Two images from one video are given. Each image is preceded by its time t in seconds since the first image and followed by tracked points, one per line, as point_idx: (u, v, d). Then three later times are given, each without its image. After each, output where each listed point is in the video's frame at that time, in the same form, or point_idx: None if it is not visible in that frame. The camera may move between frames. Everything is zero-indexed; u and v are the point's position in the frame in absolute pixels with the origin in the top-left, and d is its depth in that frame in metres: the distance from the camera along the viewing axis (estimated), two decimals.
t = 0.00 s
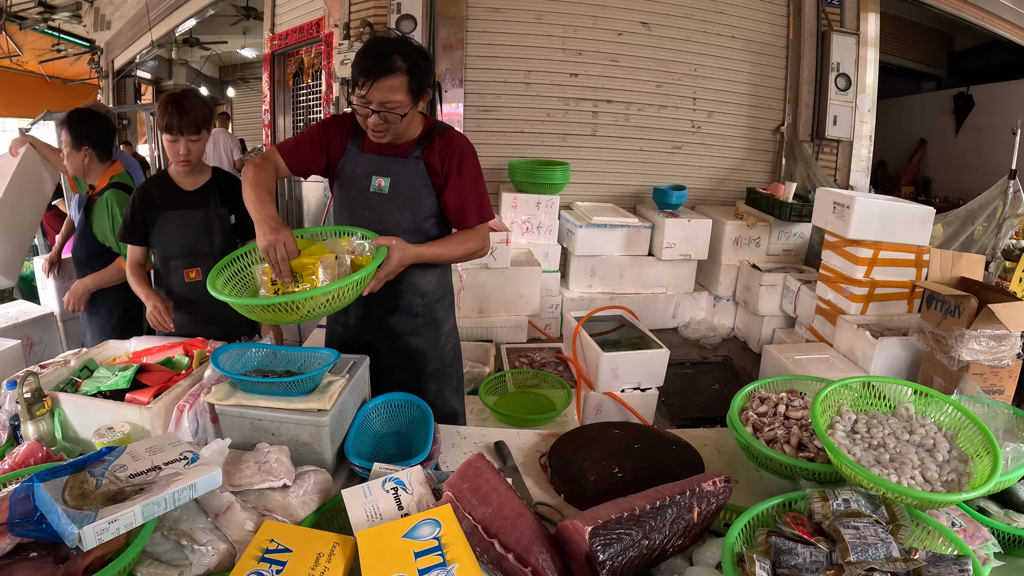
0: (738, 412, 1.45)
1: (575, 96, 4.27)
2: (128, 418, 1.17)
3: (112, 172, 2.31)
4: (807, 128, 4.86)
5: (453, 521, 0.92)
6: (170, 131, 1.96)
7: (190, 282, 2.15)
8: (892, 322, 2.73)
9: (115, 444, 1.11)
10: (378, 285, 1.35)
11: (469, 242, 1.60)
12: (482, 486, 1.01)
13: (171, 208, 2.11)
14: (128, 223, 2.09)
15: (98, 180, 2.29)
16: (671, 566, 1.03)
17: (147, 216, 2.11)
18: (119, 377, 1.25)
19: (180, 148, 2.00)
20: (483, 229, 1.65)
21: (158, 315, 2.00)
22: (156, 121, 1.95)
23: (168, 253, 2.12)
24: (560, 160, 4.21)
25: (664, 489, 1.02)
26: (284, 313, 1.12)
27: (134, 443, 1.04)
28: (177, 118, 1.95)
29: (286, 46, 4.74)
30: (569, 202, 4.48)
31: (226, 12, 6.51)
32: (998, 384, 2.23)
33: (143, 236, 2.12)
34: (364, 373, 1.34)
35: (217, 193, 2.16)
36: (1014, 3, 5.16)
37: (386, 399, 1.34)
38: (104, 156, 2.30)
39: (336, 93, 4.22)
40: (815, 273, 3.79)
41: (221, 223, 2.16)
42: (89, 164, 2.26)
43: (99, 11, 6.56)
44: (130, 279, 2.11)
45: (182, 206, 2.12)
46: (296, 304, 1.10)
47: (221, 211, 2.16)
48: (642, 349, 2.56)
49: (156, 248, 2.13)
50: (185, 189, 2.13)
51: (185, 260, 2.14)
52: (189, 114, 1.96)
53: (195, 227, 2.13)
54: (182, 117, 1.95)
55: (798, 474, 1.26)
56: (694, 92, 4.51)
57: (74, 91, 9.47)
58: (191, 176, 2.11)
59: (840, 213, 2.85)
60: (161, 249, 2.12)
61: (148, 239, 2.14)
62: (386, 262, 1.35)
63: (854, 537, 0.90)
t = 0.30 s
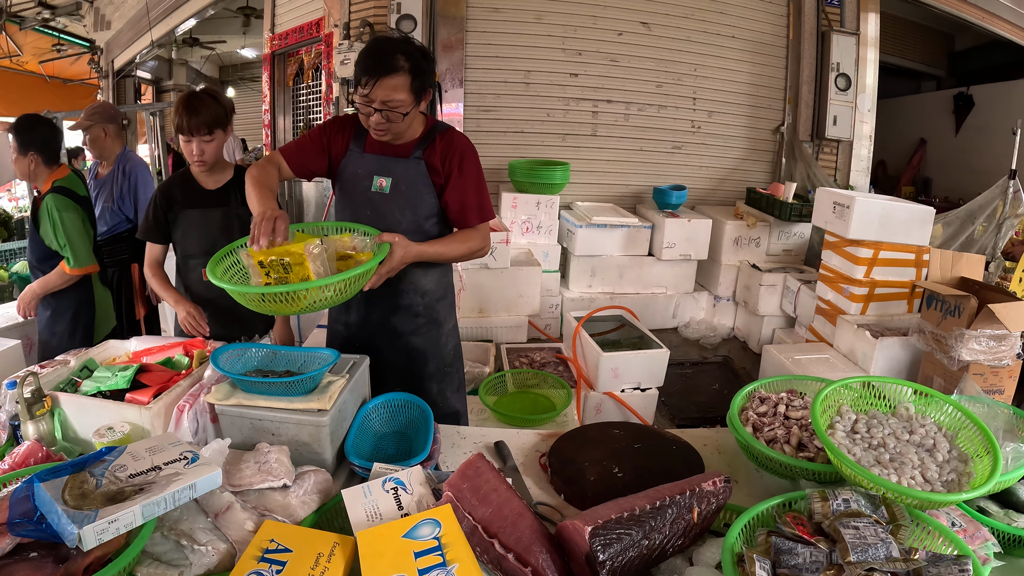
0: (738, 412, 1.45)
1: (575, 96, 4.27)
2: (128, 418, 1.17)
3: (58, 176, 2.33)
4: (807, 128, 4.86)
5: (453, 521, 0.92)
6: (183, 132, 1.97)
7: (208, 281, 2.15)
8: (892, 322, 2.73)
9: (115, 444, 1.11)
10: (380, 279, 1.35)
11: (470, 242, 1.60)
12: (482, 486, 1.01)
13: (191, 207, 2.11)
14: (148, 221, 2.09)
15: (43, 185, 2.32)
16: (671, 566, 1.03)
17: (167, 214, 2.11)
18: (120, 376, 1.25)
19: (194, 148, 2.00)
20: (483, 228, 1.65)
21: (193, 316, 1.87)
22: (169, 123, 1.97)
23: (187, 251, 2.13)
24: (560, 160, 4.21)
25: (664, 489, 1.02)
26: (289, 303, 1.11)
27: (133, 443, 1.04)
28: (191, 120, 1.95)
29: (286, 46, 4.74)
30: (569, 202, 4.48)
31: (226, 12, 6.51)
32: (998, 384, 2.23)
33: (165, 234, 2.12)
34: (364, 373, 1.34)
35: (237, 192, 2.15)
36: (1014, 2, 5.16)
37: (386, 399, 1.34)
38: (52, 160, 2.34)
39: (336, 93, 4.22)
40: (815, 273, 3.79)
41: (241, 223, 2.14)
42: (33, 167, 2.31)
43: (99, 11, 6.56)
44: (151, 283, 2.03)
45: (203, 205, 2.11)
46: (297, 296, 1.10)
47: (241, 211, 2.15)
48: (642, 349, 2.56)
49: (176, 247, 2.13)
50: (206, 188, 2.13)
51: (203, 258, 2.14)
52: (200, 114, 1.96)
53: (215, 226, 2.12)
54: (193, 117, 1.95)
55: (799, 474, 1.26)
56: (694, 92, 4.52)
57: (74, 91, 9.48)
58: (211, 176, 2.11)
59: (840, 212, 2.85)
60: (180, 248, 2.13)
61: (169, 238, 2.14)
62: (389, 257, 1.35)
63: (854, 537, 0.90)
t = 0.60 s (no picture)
0: (738, 412, 1.45)
1: (575, 96, 4.27)
2: (128, 418, 1.16)
3: (19, 180, 2.39)
4: (807, 128, 4.85)
5: (453, 521, 0.92)
6: (184, 130, 1.96)
7: (213, 279, 2.16)
8: (892, 322, 2.73)
9: (115, 444, 1.11)
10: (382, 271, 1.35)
11: (470, 241, 1.60)
12: (482, 486, 1.01)
13: (196, 205, 2.10)
14: (153, 221, 2.05)
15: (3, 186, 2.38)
16: (671, 566, 1.03)
17: (172, 212, 2.09)
18: (120, 376, 1.25)
19: (197, 144, 2.00)
20: (484, 227, 1.65)
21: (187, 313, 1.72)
22: (169, 121, 1.96)
23: (194, 250, 2.13)
24: (560, 160, 4.21)
25: (664, 489, 1.02)
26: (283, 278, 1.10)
27: (133, 443, 1.04)
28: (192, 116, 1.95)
29: (286, 47, 4.74)
30: (569, 202, 4.48)
31: (226, 12, 6.51)
32: (998, 384, 2.23)
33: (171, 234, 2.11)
34: (363, 373, 1.34)
35: (241, 190, 2.16)
36: (1014, 2, 5.16)
37: (386, 399, 1.34)
38: (14, 163, 2.39)
39: (336, 93, 4.23)
40: (815, 273, 3.78)
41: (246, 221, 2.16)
42: None
43: (99, 11, 6.56)
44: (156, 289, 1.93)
45: (208, 204, 2.11)
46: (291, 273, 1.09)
47: (245, 210, 2.17)
48: (642, 349, 2.56)
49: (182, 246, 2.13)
50: (209, 187, 2.12)
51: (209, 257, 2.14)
52: (202, 110, 1.96)
53: (221, 224, 2.12)
54: (195, 114, 1.96)
55: (798, 474, 1.26)
56: (694, 92, 4.52)
57: (74, 91, 9.48)
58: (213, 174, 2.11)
59: (840, 212, 2.85)
60: (186, 248, 2.13)
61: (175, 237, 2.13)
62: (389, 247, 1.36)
63: (854, 537, 0.90)
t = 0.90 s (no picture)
0: (738, 412, 1.45)
1: (575, 96, 4.27)
2: (128, 417, 1.16)
3: None
4: (807, 128, 4.85)
5: (453, 521, 0.92)
6: (173, 124, 1.97)
7: (203, 279, 2.18)
8: (892, 322, 2.73)
9: (115, 444, 1.11)
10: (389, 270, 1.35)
11: (472, 240, 1.60)
12: (482, 486, 1.02)
13: (183, 206, 2.10)
14: (138, 222, 2.03)
15: None
16: (671, 566, 1.03)
17: (157, 214, 2.08)
18: (119, 377, 1.25)
19: (186, 140, 2.00)
20: (486, 226, 1.65)
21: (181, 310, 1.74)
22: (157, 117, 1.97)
23: (182, 251, 2.13)
24: (560, 160, 4.21)
25: (664, 489, 1.02)
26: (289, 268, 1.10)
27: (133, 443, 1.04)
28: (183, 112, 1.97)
29: (286, 47, 4.74)
30: (569, 202, 4.48)
31: (226, 12, 6.51)
32: (998, 384, 2.23)
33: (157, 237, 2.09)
34: (364, 373, 1.34)
35: (227, 188, 2.17)
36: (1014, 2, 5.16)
37: (386, 399, 1.34)
38: None
39: (336, 93, 4.23)
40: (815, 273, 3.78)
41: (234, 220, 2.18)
42: None
43: (99, 11, 6.56)
44: (140, 288, 1.90)
45: (195, 204, 2.11)
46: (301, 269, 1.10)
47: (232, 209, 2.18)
48: (642, 349, 2.56)
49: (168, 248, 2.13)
50: (192, 187, 2.11)
51: (199, 257, 2.15)
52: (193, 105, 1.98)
53: (210, 223, 2.14)
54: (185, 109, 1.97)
55: (798, 474, 1.26)
56: (694, 92, 4.51)
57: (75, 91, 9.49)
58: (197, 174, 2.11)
59: (840, 212, 2.85)
60: (172, 249, 2.13)
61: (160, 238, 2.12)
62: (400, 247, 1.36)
63: (854, 537, 0.90)
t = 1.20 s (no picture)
0: (738, 412, 1.45)
1: (575, 96, 4.27)
2: (128, 417, 1.16)
3: None
4: (807, 128, 4.85)
5: (454, 521, 0.92)
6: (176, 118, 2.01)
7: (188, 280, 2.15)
8: (892, 322, 2.73)
9: (115, 444, 1.11)
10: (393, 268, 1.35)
11: (474, 240, 1.60)
12: (482, 486, 1.02)
13: (165, 208, 2.09)
14: (123, 225, 2.04)
15: None
16: (670, 566, 1.03)
17: (141, 217, 2.07)
18: (117, 379, 1.24)
19: (189, 133, 2.03)
20: (488, 226, 1.65)
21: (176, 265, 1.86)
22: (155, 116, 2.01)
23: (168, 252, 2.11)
24: (560, 160, 4.21)
25: (664, 489, 1.02)
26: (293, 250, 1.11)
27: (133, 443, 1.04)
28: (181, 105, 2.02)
29: (286, 47, 4.74)
30: (569, 202, 4.48)
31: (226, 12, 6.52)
32: (998, 384, 2.24)
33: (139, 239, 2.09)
34: (364, 373, 1.34)
35: (209, 186, 2.16)
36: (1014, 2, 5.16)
37: (387, 399, 1.35)
38: None
39: (336, 93, 4.23)
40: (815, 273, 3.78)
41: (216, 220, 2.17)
42: None
43: (99, 11, 6.56)
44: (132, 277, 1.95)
45: (177, 205, 2.10)
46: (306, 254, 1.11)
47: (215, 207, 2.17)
48: (642, 349, 2.56)
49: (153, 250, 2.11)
50: (176, 188, 2.12)
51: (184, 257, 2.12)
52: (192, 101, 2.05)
53: (193, 222, 2.13)
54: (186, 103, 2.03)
55: (798, 474, 1.26)
56: (694, 92, 4.51)
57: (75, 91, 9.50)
58: (182, 175, 2.11)
59: (840, 212, 2.85)
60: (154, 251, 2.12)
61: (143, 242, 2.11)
62: (403, 246, 1.38)
63: (854, 537, 0.90)
